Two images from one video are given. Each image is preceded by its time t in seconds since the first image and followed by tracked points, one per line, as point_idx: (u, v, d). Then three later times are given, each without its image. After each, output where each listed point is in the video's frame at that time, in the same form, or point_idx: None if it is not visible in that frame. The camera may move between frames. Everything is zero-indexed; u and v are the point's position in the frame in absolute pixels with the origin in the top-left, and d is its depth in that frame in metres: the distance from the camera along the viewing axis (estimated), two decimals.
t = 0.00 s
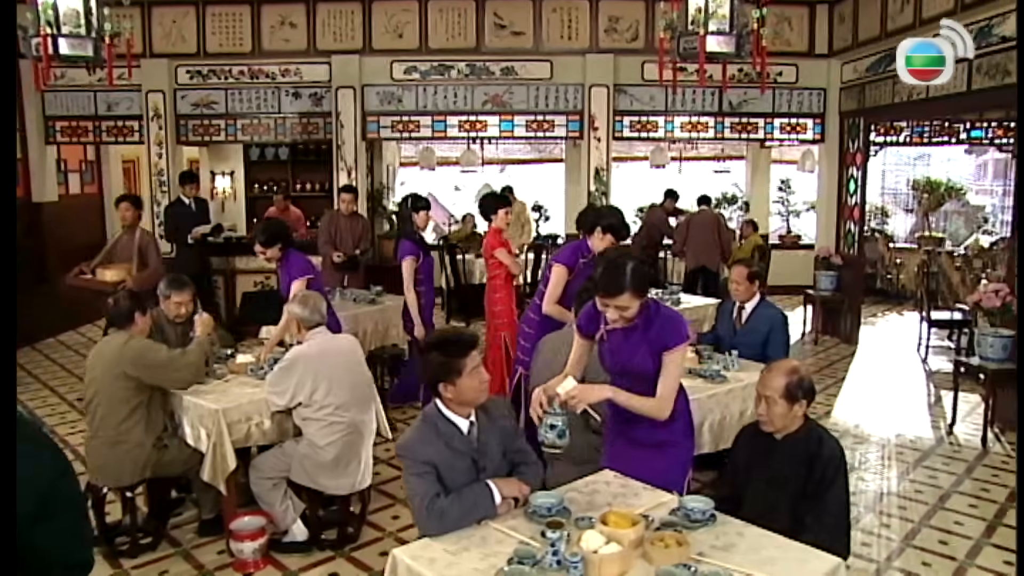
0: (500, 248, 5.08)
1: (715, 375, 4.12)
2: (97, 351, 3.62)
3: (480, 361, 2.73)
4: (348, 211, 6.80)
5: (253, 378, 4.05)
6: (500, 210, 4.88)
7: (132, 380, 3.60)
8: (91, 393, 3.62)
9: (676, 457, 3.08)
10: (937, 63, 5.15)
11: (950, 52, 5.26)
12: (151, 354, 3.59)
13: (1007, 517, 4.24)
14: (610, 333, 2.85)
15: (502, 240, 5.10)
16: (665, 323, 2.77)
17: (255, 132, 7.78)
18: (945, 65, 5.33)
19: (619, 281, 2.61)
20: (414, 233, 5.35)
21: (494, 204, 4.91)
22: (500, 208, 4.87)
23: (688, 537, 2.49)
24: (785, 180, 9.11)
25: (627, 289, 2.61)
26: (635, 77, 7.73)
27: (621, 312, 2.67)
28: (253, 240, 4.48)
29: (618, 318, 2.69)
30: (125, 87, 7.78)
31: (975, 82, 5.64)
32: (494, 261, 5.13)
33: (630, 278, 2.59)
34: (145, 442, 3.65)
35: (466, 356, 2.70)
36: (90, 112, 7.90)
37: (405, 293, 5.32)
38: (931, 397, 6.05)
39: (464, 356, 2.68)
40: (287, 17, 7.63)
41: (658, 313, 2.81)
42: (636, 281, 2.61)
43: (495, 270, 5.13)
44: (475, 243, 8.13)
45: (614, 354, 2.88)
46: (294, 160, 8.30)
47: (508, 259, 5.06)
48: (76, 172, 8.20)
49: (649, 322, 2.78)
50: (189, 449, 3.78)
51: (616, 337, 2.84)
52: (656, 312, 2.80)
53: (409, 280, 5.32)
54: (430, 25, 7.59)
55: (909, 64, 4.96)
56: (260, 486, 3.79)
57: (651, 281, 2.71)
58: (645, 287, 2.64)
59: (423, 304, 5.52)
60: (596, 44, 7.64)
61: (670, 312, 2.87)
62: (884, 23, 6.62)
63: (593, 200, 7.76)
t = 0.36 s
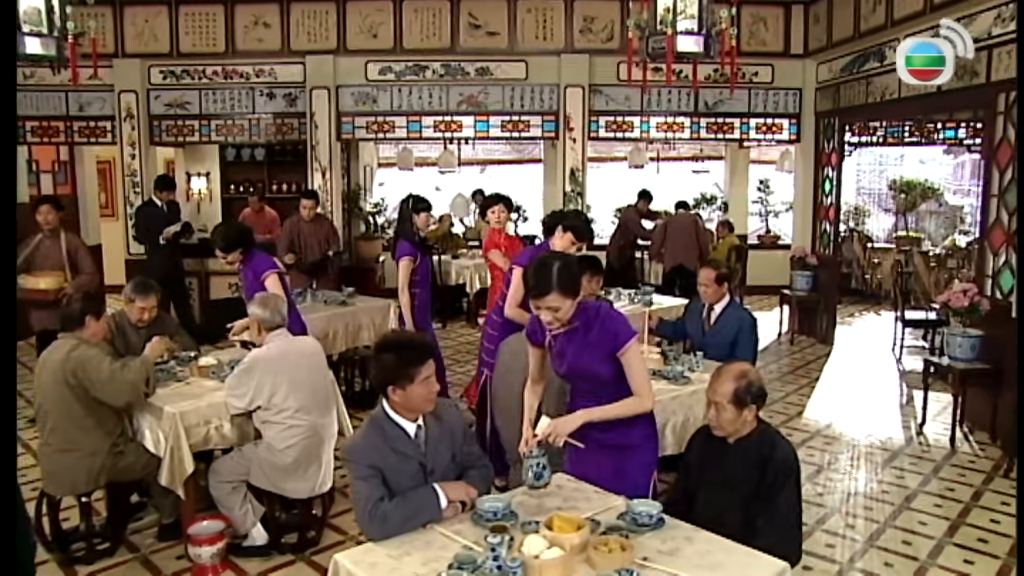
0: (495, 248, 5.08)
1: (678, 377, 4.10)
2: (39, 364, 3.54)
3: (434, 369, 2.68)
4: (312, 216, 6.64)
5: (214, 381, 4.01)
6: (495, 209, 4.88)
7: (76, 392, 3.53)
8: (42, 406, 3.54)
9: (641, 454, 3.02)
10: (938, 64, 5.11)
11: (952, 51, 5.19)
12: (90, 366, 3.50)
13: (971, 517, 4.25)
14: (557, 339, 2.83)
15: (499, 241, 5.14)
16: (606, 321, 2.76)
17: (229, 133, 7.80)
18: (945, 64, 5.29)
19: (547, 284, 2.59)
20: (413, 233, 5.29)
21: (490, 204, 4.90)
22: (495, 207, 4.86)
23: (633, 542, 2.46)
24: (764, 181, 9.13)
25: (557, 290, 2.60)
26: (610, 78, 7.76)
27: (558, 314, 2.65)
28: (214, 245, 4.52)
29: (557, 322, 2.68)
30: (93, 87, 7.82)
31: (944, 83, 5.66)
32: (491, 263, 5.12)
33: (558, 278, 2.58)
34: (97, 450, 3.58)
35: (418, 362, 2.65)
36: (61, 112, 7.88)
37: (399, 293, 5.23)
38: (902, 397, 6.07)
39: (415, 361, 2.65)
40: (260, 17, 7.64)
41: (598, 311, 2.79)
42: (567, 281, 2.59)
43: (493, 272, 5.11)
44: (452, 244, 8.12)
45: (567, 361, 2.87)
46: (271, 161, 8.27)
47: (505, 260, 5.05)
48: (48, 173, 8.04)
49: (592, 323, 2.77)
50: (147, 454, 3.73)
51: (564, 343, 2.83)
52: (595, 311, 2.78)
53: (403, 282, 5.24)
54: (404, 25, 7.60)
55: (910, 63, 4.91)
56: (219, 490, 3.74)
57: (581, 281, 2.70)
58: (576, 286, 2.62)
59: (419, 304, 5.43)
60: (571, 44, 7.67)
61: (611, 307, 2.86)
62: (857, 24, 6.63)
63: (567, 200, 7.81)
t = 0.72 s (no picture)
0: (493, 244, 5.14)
1: (643, 376, 4.04)
2: None
3: (383, 371, 2.64)
4: (274, 224, 6.30)
5: (175, 381, 3.99)
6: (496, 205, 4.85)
7: (32, 395, 3.47)
8: None
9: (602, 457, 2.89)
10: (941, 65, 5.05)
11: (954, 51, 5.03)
12: (49, 370, 3.44)
13: (938, 515, 4.25)
14: (506, 349, 2.81)
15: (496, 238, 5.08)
16: (551, 325, 2.75)
17: (204, 131, 7.83)
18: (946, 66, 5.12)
19: (486, 290, 2.58)
20: (418, 232, 4.97)
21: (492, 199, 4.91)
22: (499, 204, 4.85)
23: (582, 544, 2.43)
24: (744, 179, 9.17)
25: (497, 294, 2.59)
26: (586, 76, 7.78)
27: (500, 319, 2.63)
28: (178, 244, 4.46)
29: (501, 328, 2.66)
30: (66, 85, 7.74)
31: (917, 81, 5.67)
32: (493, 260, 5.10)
33: (497, 282, 2.56)
34: (52, 454, 3.55)
35: (369, 365, 2.61)
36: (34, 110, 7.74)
37: (405, 291, 5.00)
38: (876, 395, 6.06)
39: (363, 364, 2.60)
40: (235, 14, 7.61)
41: (543, 317, 2.77)
42: (506, 285, 2.58)
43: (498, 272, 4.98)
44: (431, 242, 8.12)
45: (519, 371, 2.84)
46: (248, 161, 8.23)
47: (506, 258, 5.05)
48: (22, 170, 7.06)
49: (538, 328, 2.75)
50: (106, 456, 3.71)
51: (513, 353, 2.80)
52: (541, 317, 2.77)
53: (409, 280, 4.99)
54: (380, 23, 7.60)
55: (910, 63, 4.70)
56: (179, 492, 3.72)
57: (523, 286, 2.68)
58: (517, 290, 2.61)
59: (424, 301, 5.18)
60: (547, 42, 7.67)
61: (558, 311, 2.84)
62: (833, 22, 6.62)
63: (545, 199, 7.85)
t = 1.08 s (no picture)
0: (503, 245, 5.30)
1: (611, 378, 3.99)
2: None
3: (342, 375, 2.59)
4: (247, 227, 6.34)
5: (139, 383, 3.95)
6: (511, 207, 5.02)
7: None
8: None
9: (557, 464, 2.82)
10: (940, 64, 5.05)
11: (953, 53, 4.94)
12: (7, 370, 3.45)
13: (910, 515, 4.23)
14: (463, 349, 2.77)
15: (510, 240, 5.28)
16: (507, 324, 2.72)
17: (182, 131, 7.76)
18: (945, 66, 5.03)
19: (445, 281, 2.54)
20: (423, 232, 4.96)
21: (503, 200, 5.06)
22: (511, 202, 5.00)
23: (531, 550, 2.40)
24: (728, 177, 9.17)
25: (456, 286, 2.55)
26: (566, 75, 7.77)
27: (459, 313, 2.60)
28: (149, 241, 4.45)
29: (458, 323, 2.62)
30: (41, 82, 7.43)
31: (894, 79, 5.65)
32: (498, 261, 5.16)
33: (456, 274, 2.53)
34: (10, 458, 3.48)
35: (327, 369, 2.55)
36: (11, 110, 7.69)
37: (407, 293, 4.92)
38: (856, 394, 6.04)
39: (319, 370, 2.54)
40: (214, 13, 7.61)
41: (500, 316, 2.75)
42: (465, 278, 2.55)
43: (506, 274, 5.03)
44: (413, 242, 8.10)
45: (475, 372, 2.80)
46: (229, 159, 8.38)
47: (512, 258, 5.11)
48: None
49: (495, 327, 2.72)
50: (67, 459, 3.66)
51: (470, 352, 2.76)
52: (497, 316, 2.74)
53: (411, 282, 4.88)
54: (359, 22, 7.61)
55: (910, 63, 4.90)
56: (142, 495, 3.68)
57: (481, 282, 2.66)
58: (475, 284, 2.58)
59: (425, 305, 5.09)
60: (528, 40, 7.66)
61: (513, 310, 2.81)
62: (812, 20, 6.59)
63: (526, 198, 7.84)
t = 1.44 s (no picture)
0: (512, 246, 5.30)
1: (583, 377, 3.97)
2: None
3: (299, 374, 2.56)
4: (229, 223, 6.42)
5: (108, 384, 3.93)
6: (517, 206, 5.03)
7: None
8: None
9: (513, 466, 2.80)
10: (940, 63, 4.85)
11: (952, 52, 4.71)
12: None
13: (887, 516, 4.20)
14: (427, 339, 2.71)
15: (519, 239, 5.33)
16: (472, 315, 2.67)
17: (166, 129, 7.79)
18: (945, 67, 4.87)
19: (414, 263, 2.49)
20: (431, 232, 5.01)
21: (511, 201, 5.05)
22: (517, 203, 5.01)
23: (484, 554, 2.37)
24: (717, 176, 9.17)
25: (426, 269, 2.49)
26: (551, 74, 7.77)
27: (428, 296, 2.53)
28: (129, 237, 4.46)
29: (427, 308, 2.55)
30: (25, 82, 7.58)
31: (878, 77, 5.61)
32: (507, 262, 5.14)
33: (426, 256, 2.48)
34: None
35: (282, 369, 2.53)
36: None
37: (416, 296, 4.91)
38: (840, 394, 6.01)
39: (275, 372, 2.52)
40: (197, 11, 7.57)
41: (465, 308, 2.70)
42: (434, 262, 2.49)
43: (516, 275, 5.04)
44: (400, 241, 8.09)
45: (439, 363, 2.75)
46: (215, 158, 8.40)
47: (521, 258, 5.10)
48: None
49: (460, 318, 2.67)
50: (32, 461, 3.64)
51: (434, 343, 2.70)
52: (463, 307, 2.69)
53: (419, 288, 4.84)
54: (344, 21, 7.58)
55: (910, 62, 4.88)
56: (109, 496, 3.66)
57: (449, 270, 2.61)
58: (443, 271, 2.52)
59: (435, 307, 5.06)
60: (513, 38, 7.63)
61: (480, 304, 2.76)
62: (798, 18, 6.55)
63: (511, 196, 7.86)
